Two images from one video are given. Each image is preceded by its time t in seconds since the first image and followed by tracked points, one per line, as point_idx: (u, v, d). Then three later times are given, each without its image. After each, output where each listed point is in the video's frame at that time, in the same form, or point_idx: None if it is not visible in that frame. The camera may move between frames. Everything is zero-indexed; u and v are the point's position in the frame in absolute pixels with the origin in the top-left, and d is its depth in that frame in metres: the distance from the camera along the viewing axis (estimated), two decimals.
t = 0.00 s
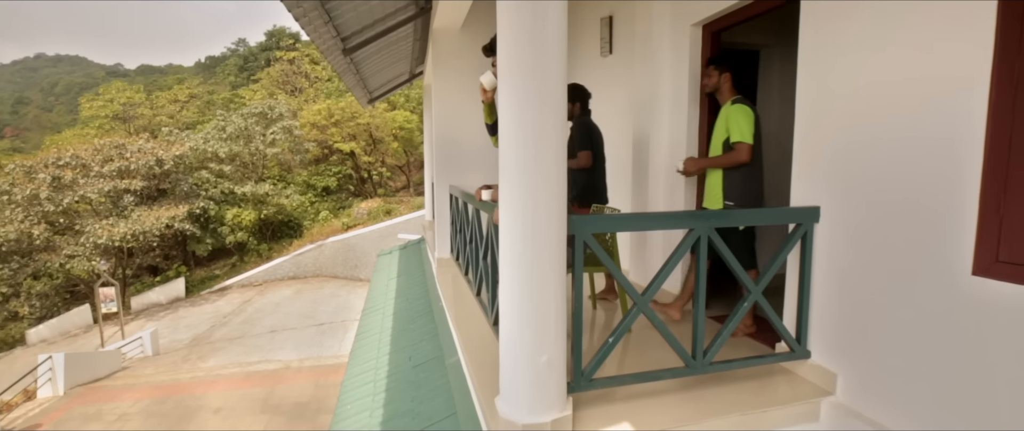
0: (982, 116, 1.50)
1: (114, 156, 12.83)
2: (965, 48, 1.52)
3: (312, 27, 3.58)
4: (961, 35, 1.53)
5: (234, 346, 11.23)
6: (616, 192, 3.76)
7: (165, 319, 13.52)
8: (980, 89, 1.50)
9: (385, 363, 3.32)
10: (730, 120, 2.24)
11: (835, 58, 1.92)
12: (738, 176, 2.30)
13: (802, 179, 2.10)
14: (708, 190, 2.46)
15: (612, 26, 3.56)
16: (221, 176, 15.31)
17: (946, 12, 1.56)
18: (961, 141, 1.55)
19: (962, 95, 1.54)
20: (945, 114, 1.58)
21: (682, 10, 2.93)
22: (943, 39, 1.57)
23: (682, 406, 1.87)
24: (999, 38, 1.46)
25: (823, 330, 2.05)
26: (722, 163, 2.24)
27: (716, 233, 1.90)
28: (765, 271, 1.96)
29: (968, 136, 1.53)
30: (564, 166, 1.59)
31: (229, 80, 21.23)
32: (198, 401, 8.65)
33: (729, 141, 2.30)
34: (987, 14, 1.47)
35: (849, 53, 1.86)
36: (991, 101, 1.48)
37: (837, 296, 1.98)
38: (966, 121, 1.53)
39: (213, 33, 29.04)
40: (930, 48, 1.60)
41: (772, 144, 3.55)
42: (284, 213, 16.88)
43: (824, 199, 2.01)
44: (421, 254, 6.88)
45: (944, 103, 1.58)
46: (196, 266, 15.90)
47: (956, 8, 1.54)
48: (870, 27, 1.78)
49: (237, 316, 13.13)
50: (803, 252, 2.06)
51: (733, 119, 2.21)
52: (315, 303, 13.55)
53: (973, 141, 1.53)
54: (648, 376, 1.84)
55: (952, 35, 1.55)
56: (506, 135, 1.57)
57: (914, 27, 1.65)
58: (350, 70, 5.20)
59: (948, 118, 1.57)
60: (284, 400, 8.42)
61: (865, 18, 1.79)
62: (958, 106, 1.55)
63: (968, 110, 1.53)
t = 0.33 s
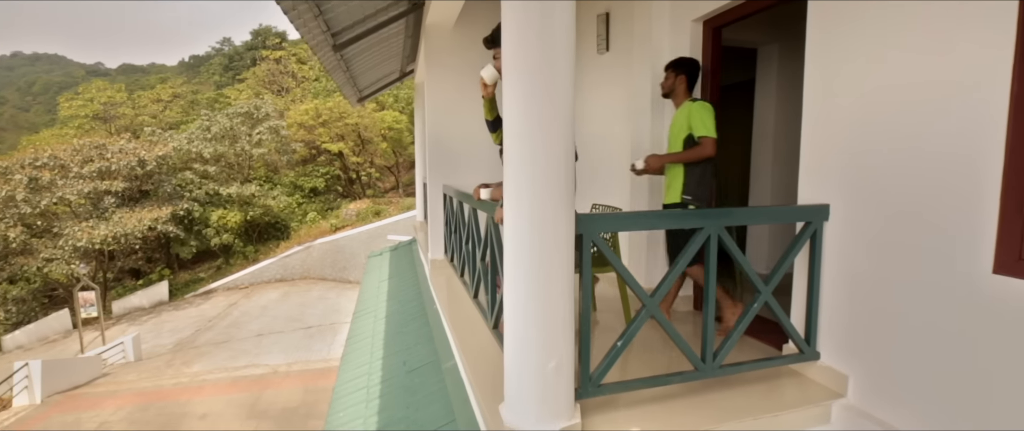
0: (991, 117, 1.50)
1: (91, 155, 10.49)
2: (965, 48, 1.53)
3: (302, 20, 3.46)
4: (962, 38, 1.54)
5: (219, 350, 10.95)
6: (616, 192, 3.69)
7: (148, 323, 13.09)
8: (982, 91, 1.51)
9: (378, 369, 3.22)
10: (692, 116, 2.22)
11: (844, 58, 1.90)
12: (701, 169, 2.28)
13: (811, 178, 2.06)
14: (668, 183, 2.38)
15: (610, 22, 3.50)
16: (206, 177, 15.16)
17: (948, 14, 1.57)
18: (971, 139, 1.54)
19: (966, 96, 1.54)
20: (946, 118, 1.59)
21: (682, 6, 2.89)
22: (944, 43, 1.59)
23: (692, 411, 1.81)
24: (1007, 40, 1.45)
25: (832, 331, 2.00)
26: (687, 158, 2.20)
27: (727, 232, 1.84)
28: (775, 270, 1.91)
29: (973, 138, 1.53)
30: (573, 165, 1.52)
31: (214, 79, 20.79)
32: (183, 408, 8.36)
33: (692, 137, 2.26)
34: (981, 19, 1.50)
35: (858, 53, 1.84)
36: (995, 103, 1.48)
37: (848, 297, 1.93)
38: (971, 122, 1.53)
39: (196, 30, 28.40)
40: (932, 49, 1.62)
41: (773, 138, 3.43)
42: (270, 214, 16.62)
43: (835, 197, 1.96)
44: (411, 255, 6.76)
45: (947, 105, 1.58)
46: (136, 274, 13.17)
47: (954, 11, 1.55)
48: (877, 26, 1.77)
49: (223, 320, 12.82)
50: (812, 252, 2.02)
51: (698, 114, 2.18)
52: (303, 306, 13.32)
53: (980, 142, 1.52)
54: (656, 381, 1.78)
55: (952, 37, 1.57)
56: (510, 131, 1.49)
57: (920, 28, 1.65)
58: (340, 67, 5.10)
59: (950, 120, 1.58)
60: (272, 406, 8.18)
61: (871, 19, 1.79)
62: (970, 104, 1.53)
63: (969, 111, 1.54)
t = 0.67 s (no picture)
0: (993, 123, 1.51)
1: (72, 157, 11.72)
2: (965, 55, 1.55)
3: (291, 14, 3.34)
4: (964, 41, 1.55)
5: (204, 355, 10.70)
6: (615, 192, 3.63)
7: (129, 328, 12.69)
8: (984, 97, 1.52)
9: (371, 374, 3.11)
10: (648, 121, 2.29)
11: (848, 60, 1.88)
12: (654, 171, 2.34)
13: (819, 176, 2.02)
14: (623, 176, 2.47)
15: (606, 20, 3.43)
16: (190, 179, 14.66)
17: (946, 20, 1.59)
18: (973, 149, 1.55)
19: (966, 101, 1.55)
20: (948, 125, 1.60)
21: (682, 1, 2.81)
22: (938, 50, 1.61)
23: (705, 417, 1.74)
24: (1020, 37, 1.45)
25: (842, 332, 1.95)
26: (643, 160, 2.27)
27: (738, 230, 1.78)
28: (785, 270, 1.86)
29: (974, 145, 1.55)
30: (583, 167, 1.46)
31: (198, 79, 20.37)
32: (166, 415, 8.08)
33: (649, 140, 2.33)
34: (978, 27, 1.52)
35: (863, 55, 1.83)
36: (994, 109, 1.50)
37: (859, 297, 1.89)
38: (975, 126, 1.54)
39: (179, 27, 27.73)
40: (930, 54, 1.63)
41: (771, 136, 3.41)
42: (256, 216, 16.28)
43: (845, 195, 1.92)
44: (402, 257, 6.65)
45: (950, 110, 1.59)
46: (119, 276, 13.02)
47: (953, 17, 1.57)
48: (881, 28, 1.76)
49: (207, 324, 12.52)
50: (822, 251, 1.97)
51: (651, 120, 2.25)
52: (290, 309, 13.07)
53: (982, 149, 1.53)
54: (668, 387, 1.71)
55: (948, 42, 1.59)
56: (516, 131, 1.42)
57: (921, 30, 1.65)
58: (329, 64, 4.99)
59: (952, 127, 1.59)
60: (258, 412, 7.95)
61: (874, 21, 1.78)
62: (984, 102, 1.52)
63: (969, 118, 1.55)
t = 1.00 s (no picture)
0: (987, 132, 1.51)
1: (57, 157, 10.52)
2: (959, 64, 1.55)
3: (280, 7, 3.21)
4: (959, 46, 1.56)
5: (186, 361, 10.38)
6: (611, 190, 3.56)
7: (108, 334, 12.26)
8: (980, 105, 1.52)
9: (364, 380, 3.00)
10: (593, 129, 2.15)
11: (852, 61, 1.86)
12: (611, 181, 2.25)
13: (829, 174, 1.98)
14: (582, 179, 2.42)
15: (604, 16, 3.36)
16: (171, 179, 14.24)
17: (943, 26, 1.59)
18: (962, 160, 1.57)
19: (958, 108, 1.57)
20: (945, 131, 1.60)
21: None
22: (934, 56, 1.62)
23: (717, 422, 1.69)
24: None
25: (853, 331, 1.91)
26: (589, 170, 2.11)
27: (749, 228, 1.73)
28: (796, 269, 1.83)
29: (967, 154, 1.56)
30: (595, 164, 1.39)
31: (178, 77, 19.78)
32: (148, 424, 7.80)
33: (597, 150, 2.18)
34: (973, 37, 1.53)
35: (867, 57, 1.81)
36: (986, 119, 1.51)
37: (870, 296, 1.85)
38: (970, 135, 1.55)
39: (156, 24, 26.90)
40: (928, 59, 1.63)
41: (769, 133, 3.37)
42: (240, 217, 15.97)
43: (856, 192, 1.88)
44: (392, 258, 6.53)
45: (945, 115, 1.60)
46: None
47: (960, 15, 1.55)
48: (885, 29, 1.75)
49: (189, 329, 12.19)
50: (832, 250, 1.92)
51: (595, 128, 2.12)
52: (276, 313, 12.81)
53: (981, 154, 1.53)
54: (679, 391, 1.65)
55: (944, 49, 1.59)
56: (525, 125, 1.35)
57: (926, 30, 1.63)
58: (317, 60, 4.86)
59: (951, 133, 1.59)
60: (243, 419, 7.73)
61: (876, 25, 1.78)
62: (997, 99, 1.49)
63: (965, 124, 1.56)
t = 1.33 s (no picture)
0: (988, 135, 1.50)
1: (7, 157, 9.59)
2: (961, 65, 1.54)
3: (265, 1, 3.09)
4: (960, 48, 1.54)
5: (165, 368, 10.06)
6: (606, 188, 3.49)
7: (81, 342, 11.82)
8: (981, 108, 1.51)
9: (354, 386, 2.90)
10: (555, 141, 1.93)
11: (853, 59, 1.83)
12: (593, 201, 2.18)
13: (833, 171, 1.95)
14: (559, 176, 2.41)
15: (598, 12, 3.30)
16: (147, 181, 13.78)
17: (943, 27, 1.57)
18: (963, 163, 1.55)
19: (958, 110, 1.55)
20: (945, 133, 1.59)
21: None
22: (936, 57, 1.59)
23: (727, 425, 1.63)
24: None
25: (860, 331, 1.87)
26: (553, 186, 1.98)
27: (759, 225, 1.69)
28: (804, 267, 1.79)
29: (968, 157, 1.55)
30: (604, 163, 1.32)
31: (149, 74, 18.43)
32: None
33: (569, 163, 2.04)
34: (974, 39, 1.51)
35: (869, 56, 1.78)
36: (987, 122, 1.50)
37: (875, 294, 1.81)
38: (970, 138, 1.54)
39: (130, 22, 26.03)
40: (930, 60, 1.61)
41: (763, 134, 3.37)
42: (219, 220, 15.50)
43: (861, 191, 1.85)
44: (379, 260, 6.44)
45: (945, 117, 1.59)
46: None
47: (962, 17, 1.53)
48: (887, 28, 1.72)
49: (167, 335, 11.83)
50: (838, 249, 1.89)
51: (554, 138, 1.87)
52: (258, 317, 12.51)
53: (983, 155, 1.51)
54: (689, 395, 1.59)
55: (946, 49, 1.57)
56: (533, 122, 1.28)
57: (929, 30, 1.61)
58: (302, 57, 4.74)
59: (952, 134, 1.57)
60: (225, 427, 7.50)
61: (877, 24, 1.75)
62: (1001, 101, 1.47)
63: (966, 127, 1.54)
